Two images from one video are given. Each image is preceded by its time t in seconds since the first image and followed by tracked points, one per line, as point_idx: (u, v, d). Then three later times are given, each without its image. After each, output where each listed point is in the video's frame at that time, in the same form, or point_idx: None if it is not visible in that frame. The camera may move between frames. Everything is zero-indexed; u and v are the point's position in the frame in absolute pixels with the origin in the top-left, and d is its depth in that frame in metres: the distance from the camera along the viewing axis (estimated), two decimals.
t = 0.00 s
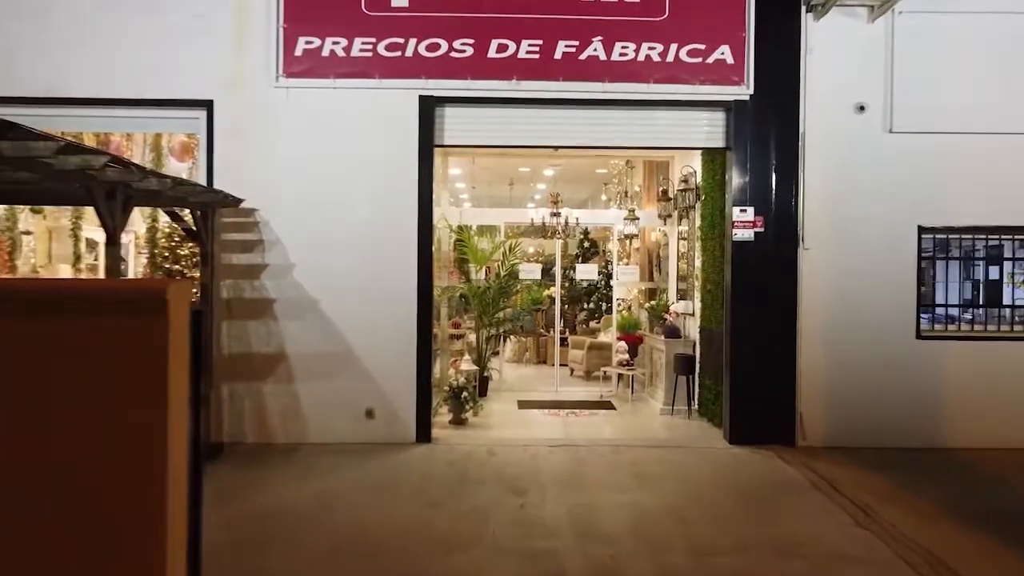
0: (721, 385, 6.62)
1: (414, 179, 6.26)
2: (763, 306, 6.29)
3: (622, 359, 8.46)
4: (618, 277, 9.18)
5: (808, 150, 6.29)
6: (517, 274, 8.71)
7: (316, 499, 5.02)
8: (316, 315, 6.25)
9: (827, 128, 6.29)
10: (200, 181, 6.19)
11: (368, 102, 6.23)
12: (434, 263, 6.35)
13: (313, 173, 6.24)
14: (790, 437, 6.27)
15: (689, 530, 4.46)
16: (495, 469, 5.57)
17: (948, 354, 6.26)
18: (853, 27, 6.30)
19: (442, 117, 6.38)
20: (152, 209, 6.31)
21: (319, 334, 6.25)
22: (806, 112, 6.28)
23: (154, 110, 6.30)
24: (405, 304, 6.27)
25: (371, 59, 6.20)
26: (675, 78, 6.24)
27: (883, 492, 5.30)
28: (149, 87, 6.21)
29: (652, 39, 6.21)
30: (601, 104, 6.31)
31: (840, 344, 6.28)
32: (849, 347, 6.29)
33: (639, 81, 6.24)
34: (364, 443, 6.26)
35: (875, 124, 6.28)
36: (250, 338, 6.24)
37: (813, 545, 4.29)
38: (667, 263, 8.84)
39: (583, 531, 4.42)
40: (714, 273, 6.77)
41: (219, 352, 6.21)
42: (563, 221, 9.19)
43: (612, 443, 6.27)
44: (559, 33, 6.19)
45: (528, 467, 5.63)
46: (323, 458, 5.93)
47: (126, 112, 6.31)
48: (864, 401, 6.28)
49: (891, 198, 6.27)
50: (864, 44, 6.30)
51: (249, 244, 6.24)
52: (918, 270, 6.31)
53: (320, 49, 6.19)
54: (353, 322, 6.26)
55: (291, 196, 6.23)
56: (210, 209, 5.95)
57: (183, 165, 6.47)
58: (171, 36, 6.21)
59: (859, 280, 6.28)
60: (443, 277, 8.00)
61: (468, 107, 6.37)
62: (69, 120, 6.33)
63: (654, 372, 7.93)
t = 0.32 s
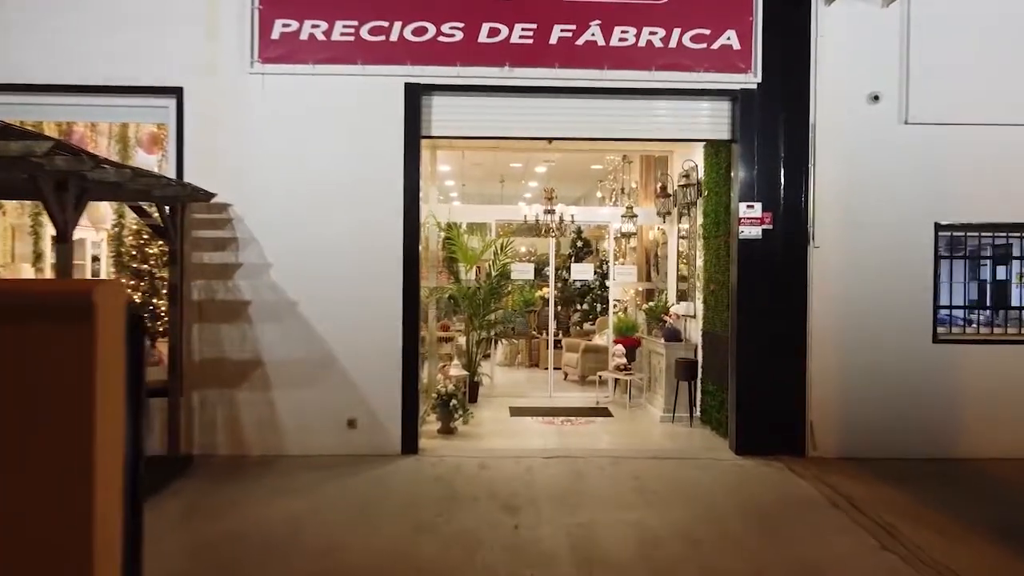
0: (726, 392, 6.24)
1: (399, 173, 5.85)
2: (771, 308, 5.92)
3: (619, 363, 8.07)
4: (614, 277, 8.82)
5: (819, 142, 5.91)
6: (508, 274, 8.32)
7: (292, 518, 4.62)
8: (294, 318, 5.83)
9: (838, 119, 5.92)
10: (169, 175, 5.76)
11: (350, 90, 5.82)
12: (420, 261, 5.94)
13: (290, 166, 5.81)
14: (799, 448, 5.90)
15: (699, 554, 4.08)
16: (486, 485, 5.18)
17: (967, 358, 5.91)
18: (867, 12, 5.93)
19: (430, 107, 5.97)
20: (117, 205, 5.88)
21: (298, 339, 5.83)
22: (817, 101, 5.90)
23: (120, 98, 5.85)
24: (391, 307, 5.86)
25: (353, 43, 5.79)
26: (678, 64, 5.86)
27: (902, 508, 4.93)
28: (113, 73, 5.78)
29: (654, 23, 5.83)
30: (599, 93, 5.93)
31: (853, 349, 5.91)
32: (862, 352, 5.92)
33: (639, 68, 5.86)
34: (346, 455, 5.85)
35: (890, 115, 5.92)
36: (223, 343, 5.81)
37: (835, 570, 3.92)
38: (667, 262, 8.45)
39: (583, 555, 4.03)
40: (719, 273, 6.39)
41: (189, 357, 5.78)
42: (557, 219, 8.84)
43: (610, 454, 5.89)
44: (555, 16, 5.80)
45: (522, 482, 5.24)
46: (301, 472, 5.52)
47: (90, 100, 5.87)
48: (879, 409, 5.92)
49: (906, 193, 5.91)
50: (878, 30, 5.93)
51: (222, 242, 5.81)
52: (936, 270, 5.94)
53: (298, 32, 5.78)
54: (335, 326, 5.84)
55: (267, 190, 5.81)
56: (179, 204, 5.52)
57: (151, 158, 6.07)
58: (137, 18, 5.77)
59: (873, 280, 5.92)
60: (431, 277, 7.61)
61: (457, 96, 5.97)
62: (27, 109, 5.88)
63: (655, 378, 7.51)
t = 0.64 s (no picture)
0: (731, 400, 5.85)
1: (382, 165, 5.43)
2: (780, 311, 5.53)
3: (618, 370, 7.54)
4: (609, 277, 8.41)
5: (831, 133, 5.52)
6: (499, 274, 7.92)
7: (261, 543, 4.20)
8: (267, 322, 5.39)
9: (851, 109, 5.53)
10: (131, 167, 5.31)
11: (329, 76, 5.40)
12: (404, 261, 5.51)
13: (263, 158, 5.38)
14: (810, 461, 5.52)
15: None
16: (475, 503, 4.77)
17: (988, 364, 5.53)
18: None
19: (415, 95, 5.55)
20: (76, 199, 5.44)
21: (271, 344, 5.40)
22: (829, 90, 5.51)
23: (78, 83, 5.40)
24: (372, 309, 5.43)
25: (331, 25, 5.35)
26: (681, 49, 5.47)
27: (926, 528, 4.56)
28: (70, 56, 5.31)
29: (656, 4, 5.42)
30: (597, 80, 5.52)
31: (866, 354, 5.53)
32: (876, 358, 5.54)
33: (640, 54, 5.46)
34: (324, 469, 5.42)
35: (906, 104, 5.53)
36: (190, 350, 5.36)
37: None
38: (666, 261, 8.03)
39: None
40: (724, 273, 5.99)
41: (153, 365, 5.33)
42: (551, 215, 8.37)
43: (609, 468, 5.48)
44: None
45: (514, 500, 4.83)
46: (275, 490, 5.08)
47: (45, 86, 5.40)
48: (893, 419, 5.54)
49: (924, 188, 5.53)
50: (894, 13, 5.54)
51: (189, 240, 5.36)
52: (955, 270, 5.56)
53: (271, 13, 5.34)
54: (311, 331, 5.41)
55: (237, 184, 5.36)
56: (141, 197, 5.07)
57: (114, 149, 5.57)
58: None
59: (888, 281, 5.53)
60: (417, 278, 7.18)
61: (445, 83, 5.55)
62: None
63: (654, 385, 7.09)
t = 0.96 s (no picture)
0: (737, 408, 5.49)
1: (364, 156, 5.03)
2: (790, 313, 5.18)
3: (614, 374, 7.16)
4: (605, 277, 8.09)
5: (844, 123, 5.17)
6: (489, 274, 7.56)
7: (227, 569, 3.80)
8: (239, 325, 4.99)
9: (866, 97, 5.17)
10: (91, 158, 4.90)
11: (306, 60, 5.00)
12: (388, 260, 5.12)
13: (235, 148, 4.98)
14: (822, 473, 5.17)
15: None
16: (464, 523, 4.40)
17: (1010, 369, 5.20)
18: None
19: (400, 81, 5.17)
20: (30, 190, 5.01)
21: (243, 349, 5.00)
22: (842, 76, 5.16)
23: (33, 66, 4.97)
24: (353, 312, 5.04)
25: (308, 4, 4.96)
26: (686, 33, 5.11)
27: (952, 546, 4.22)
28: (22, 35, 4.88)
29: None
30: (595, 65, 5.15)
31: (881, 359, 5.19)
32: (892, 363, 5.19)
33: (641, 37, 5.09)
34: (302, 484, 5.03)
35: (925, 91, 5.18)
36: (156, 355, 4.96)
37: None
38: (665, 260, 7.68)
39: None
40: (730, 273, 5.64)
41: (115, 372, 4.92)
42: (544, 211, 7.93)
43: (608, 481, 5.12)
44: None
45: (507, 518, 4.45)
46: (247, 507, 4.69)
47: None
48: (910, 429, 5.20)
49: (944, 181, 5.18)
50: None
51: (155, 237, 4.95)
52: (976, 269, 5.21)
53: None
54: (287, 334, 5.01)
55: (207, 175, 4.96)
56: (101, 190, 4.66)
57: (74, 138, 5.15)
58: None
59: (905, 281, 5.18)
60: (403, 279, 6.82)
61: (432, 68, 5.17)
62: None
63: (654, 390, 6.73)
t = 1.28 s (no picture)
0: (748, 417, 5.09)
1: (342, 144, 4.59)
2: (805, 315, 4.78)
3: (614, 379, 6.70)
4: (603, 276, 7.62)
5: (865, 111, 4.77)
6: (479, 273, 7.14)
7: None
8: (205, 329, 4.54)
9: (888, 82, 4.78)
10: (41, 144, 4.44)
11: (279, 37, 4.56)
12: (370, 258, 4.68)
13: (200, 134, 4.53)
14: (840, 489, 4.77)
15: None
16: (453, 546, 3.97)
17: None
18: None
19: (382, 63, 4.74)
20: None
21: (210, 355, 4.55)
22: (862, 59, 4.77)
23: None
24: (331, 314, 4.60)
25: None
26: (694, 11, 4.70)
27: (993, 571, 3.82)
28: None
29: None
30: (595, 45, 4.73)
31: (904, 365, 4.79)
32: (916, 369, 4.80)
33: (645, 15, 4.68)
34: (274, 503, 4.58)
35: (952, 76, 4.79)
36: (112, 362, 4.50)
37: None
38: (665, 259, 7.28)
39: None
40: (739, 273, 5.23)
41: (67, 381, 4.46)
42: (539, 206, 7.50)
43: (609, 498, 4.71)
44: None
45: (501, 542, 4.03)
46: (212, 528, 4.23)
47: None
48: (936, 440, 4.81)
49: (971, 173, 4.79)
50: None
51: (111, 232, 4.49)
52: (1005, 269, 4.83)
53: None
54: (258, 339, 4.57)
55: (169, 164, 4.51)
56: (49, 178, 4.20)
57: (21, 124, 4.58)
58: None
59: (930, 280, 4.79)
60: (388, 278, 6.40)
61: (418, 49, 4.74)
62: None
63: (655, 397, 6.33)
